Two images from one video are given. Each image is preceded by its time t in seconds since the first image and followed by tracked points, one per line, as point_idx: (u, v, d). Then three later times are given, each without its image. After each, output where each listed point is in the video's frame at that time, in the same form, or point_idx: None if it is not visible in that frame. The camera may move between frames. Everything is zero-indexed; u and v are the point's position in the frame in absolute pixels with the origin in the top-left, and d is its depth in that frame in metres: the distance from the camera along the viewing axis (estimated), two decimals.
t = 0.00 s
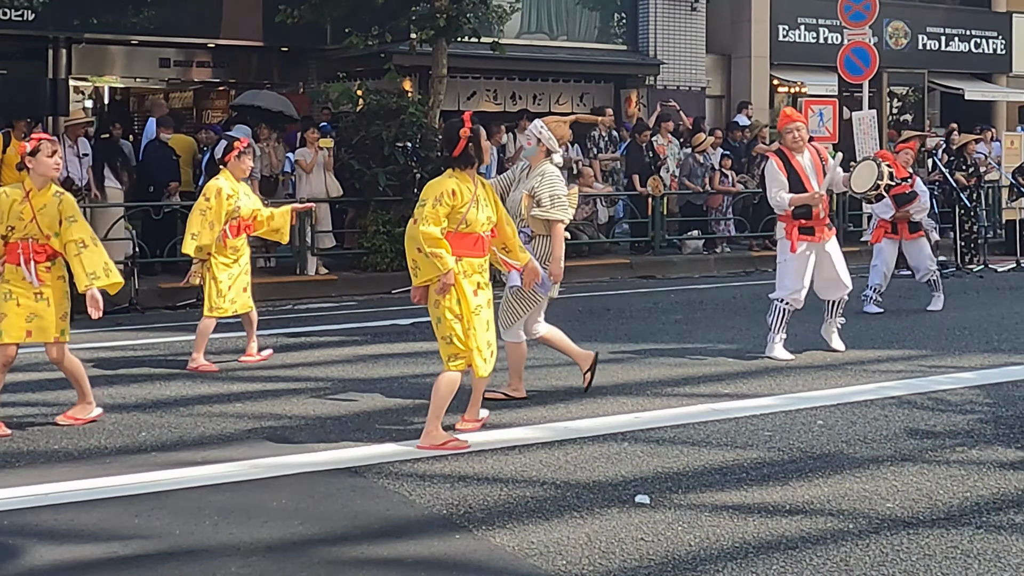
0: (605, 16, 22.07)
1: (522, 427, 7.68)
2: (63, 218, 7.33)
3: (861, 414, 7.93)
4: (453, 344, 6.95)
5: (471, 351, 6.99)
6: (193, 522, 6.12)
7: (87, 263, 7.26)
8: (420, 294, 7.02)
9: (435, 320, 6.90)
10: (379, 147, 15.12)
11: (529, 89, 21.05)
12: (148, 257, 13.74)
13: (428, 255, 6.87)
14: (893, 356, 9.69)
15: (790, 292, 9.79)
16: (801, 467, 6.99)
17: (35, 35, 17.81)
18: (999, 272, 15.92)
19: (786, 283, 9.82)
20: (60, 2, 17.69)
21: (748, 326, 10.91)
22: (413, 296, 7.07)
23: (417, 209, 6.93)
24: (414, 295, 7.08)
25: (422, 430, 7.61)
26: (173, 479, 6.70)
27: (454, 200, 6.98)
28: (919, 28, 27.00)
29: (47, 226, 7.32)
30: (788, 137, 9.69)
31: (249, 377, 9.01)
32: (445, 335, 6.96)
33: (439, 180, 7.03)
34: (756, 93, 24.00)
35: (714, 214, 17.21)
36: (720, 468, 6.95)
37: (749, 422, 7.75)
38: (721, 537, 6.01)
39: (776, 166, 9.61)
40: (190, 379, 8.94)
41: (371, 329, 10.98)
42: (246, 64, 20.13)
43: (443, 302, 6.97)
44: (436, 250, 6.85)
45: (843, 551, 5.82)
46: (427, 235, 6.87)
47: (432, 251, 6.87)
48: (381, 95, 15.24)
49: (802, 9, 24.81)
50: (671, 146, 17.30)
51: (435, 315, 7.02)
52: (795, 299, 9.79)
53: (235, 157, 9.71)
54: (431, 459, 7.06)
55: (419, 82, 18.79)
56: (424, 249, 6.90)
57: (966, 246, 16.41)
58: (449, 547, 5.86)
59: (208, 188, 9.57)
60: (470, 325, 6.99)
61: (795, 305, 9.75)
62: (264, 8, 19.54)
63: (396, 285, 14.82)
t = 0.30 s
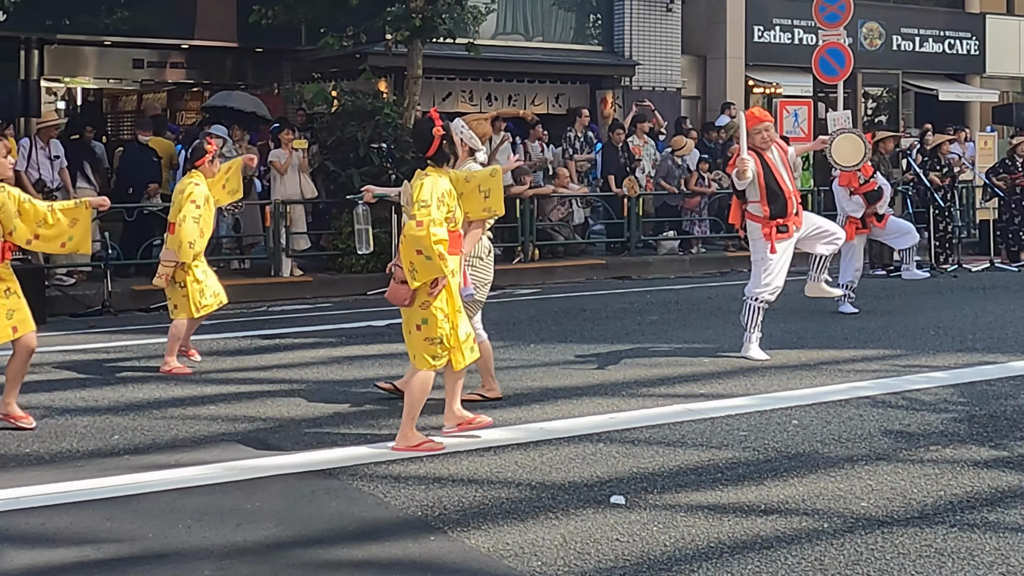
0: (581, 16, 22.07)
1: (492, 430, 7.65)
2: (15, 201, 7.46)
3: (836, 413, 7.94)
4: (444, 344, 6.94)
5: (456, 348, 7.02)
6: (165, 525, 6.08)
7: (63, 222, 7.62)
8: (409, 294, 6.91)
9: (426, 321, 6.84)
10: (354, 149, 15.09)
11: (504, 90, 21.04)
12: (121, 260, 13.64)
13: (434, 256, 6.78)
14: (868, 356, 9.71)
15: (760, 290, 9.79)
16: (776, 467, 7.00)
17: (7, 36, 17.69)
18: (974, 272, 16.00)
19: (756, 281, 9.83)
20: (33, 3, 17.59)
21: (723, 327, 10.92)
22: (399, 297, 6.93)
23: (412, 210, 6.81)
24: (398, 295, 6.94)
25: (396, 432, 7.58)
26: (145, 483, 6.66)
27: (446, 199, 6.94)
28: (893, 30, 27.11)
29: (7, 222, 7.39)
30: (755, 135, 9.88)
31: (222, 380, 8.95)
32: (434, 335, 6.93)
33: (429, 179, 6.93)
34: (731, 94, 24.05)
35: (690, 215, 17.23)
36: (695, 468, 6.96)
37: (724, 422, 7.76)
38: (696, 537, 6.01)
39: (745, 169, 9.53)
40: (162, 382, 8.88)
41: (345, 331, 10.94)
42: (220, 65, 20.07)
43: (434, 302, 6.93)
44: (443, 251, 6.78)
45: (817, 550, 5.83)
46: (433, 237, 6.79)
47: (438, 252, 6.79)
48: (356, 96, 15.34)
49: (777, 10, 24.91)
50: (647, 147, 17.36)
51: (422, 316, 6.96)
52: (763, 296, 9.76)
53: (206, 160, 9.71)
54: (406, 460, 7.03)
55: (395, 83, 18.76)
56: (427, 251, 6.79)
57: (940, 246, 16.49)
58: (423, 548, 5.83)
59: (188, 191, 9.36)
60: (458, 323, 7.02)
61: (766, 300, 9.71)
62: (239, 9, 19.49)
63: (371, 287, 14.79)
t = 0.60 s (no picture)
0: (556, 18, 22.09)
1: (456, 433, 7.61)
2: None
3: (809, 415, 7.96)
4: (430, 347, 6.99)
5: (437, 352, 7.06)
6: (136, 531, 6.04)
7: (9, 193, 7.53)
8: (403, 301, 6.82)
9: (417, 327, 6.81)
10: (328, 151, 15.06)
11: (479, 92, 21.04)
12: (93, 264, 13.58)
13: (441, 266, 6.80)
14: (842, 356, 9.75)
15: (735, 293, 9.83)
16: (749, 468, 7.01)
17: None
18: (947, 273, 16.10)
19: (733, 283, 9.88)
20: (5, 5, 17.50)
21: (698, 328, 10.93)
22: (394, 304, 6.81)
23: (414, 216, 6.73)
24: (390, 302, 6.82)
25: (369, 435, 7.56)
26: (116, 488, 6.62)
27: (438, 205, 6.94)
28: (867, 32, 27.21)
29: None
30: (750, 136, 9.85)
31: (195, 384, 8.91)
32: (419, 339, 6.95)
33: (425, 185, 6.84)
34: (705, 96, 24.11)
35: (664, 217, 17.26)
36: (669, 470, 6.96)
37: (698, 424, 7.76)
38: (670, 539, 6.00)
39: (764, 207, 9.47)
40: (134, 386, 8.82)
41: (319, 334, 10.90)
42: (193, 68, 20.00)
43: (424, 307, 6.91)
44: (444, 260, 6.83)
45: (790, 551, 5.84)
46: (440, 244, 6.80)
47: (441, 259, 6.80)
48: (329, 98, 15.21)
49: (752, 12, 25.00)
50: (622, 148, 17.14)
51: (411, 320, 6.92)
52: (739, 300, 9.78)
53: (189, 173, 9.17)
54: (379, 464, 7.01)
55: (369, 85, 18.73)
56: (432, 258, 6.79)
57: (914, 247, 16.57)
58: (397, 552, 5.81)
59: (179, 208, 9.10)
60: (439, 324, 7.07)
61: (743, 303, 9.76)
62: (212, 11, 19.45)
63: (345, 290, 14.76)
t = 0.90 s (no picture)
0: (531, 20, 22.12)
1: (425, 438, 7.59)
2: None
3: (784, 417, 7.98)
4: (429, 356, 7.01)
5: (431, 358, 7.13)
6: (108, 537, 5.99)
7: None
8: (401, 311, 6.88)
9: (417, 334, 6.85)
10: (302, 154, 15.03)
11: (454, 94, 21.06)
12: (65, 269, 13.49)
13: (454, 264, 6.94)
14: (816, 358, 9.78)
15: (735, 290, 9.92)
16: (724, 470, 7.02)
17: None
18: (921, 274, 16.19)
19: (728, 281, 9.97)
20: None
21: (672, 331, 10.95)
22: (393, 314, 6.87)
23: (415, 222, 6.85)
24: (389, 313, 6.87)
25: (343, 439, 7.53)
26: (86, 493, 6.57)
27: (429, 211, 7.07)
28: (841, 34, 27.32)
29: None
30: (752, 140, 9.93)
31: (168, 388, 8.85)
32: (413, 348, 6.98)
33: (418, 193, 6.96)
34: (680, 98, 24.15)
35: (639, 219, 17.29)
36: (644, 473, 6.96)
37: (672, 426, 7.77)
38: (644, 541, 6.00)
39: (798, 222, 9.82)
40: (107, 391, 8.76)
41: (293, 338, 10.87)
42: (166, 70, 19.92)
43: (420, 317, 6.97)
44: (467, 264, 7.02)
45: (765, 553, 5.84)
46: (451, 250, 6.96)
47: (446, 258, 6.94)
48: (303, 101, 15.37)
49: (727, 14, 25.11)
50: (597, 151, 17.09)
51: (410, 330, 6.97)
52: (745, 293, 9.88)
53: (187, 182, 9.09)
54: (353, 468, 6.99)
55: (343, 87, 18.70)
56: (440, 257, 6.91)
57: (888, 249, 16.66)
58: (370, 557, 5.78)
59: (177, 215, 9.05)
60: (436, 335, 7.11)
61: (749, 302, 9.88)
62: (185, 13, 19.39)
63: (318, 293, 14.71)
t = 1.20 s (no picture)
0: (507, 23, 22.12)
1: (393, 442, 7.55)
2: None
3: (758, 419, 7.99)
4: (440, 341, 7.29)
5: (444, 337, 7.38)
6: (80, 544, 5.95)
7: None
8: (416, 302, 7.11)
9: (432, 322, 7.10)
10: (276, 157, 14.96)
11: (429, 98, 21.05)
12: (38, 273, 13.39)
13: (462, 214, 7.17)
14: (792, 360, 9.81)
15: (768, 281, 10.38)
16: (699, 473, 7.03)
17: None
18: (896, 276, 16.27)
19: (760, 270, 10.35)
20: None
21: (648, 333, 10.96)
22: (408, 306, 7.09)
23: (419, 211, 7.11)
24: (403, 305, 7.09)
25: (318, 444, 7.50)
26: (58, 500, 6.52)
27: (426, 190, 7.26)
28: (816, 37, 27.42)
29: None
30: (752, 140, 10.32)
31: (141, 394, 8.80)
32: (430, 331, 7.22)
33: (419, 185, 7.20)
34: (655, 101, 24.18)
35: (616, 222, 17.32)
36: (619, 476, 6.96)
37: (648, 429, 7.77)
38: (619, 545, 5.99)
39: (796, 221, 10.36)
40: (79, 397, 8.70)
41: (268, 342, 10.83)
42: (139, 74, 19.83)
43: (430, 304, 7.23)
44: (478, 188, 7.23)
45: (740, 556, 5.84)
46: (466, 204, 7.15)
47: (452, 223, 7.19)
48: (278, 104, 15.35)
49: (702, 17, 25.18)
50: (573, 153, 17.28)
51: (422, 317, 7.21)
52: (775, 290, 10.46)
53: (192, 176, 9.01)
54: (328, 472, 6.97)
55: (318, 91, 18.65)
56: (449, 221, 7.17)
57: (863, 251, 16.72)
58: (345, 562, 5.76)
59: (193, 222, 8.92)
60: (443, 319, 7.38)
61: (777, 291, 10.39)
62: (160, 16, 19.30)
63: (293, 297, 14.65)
